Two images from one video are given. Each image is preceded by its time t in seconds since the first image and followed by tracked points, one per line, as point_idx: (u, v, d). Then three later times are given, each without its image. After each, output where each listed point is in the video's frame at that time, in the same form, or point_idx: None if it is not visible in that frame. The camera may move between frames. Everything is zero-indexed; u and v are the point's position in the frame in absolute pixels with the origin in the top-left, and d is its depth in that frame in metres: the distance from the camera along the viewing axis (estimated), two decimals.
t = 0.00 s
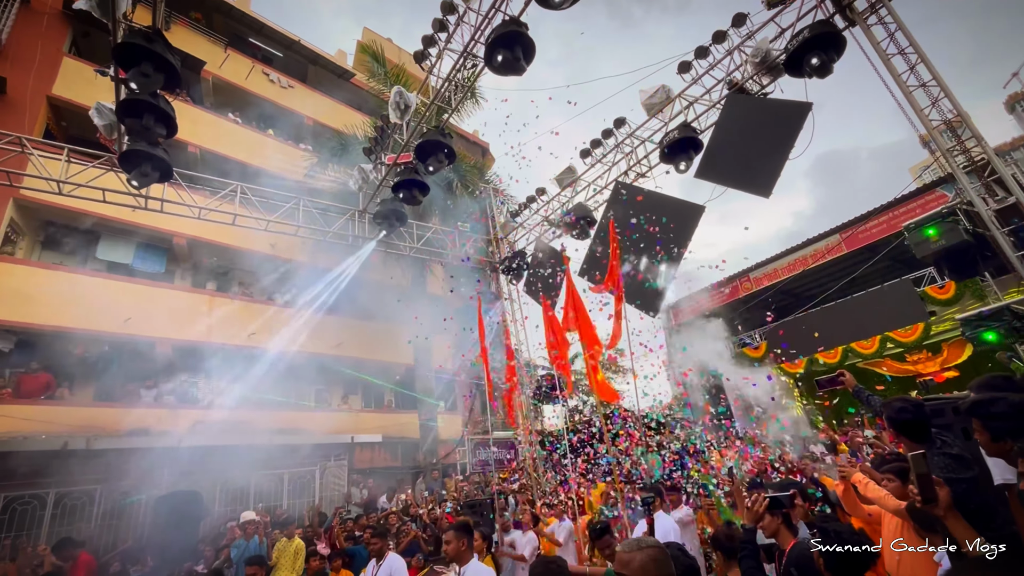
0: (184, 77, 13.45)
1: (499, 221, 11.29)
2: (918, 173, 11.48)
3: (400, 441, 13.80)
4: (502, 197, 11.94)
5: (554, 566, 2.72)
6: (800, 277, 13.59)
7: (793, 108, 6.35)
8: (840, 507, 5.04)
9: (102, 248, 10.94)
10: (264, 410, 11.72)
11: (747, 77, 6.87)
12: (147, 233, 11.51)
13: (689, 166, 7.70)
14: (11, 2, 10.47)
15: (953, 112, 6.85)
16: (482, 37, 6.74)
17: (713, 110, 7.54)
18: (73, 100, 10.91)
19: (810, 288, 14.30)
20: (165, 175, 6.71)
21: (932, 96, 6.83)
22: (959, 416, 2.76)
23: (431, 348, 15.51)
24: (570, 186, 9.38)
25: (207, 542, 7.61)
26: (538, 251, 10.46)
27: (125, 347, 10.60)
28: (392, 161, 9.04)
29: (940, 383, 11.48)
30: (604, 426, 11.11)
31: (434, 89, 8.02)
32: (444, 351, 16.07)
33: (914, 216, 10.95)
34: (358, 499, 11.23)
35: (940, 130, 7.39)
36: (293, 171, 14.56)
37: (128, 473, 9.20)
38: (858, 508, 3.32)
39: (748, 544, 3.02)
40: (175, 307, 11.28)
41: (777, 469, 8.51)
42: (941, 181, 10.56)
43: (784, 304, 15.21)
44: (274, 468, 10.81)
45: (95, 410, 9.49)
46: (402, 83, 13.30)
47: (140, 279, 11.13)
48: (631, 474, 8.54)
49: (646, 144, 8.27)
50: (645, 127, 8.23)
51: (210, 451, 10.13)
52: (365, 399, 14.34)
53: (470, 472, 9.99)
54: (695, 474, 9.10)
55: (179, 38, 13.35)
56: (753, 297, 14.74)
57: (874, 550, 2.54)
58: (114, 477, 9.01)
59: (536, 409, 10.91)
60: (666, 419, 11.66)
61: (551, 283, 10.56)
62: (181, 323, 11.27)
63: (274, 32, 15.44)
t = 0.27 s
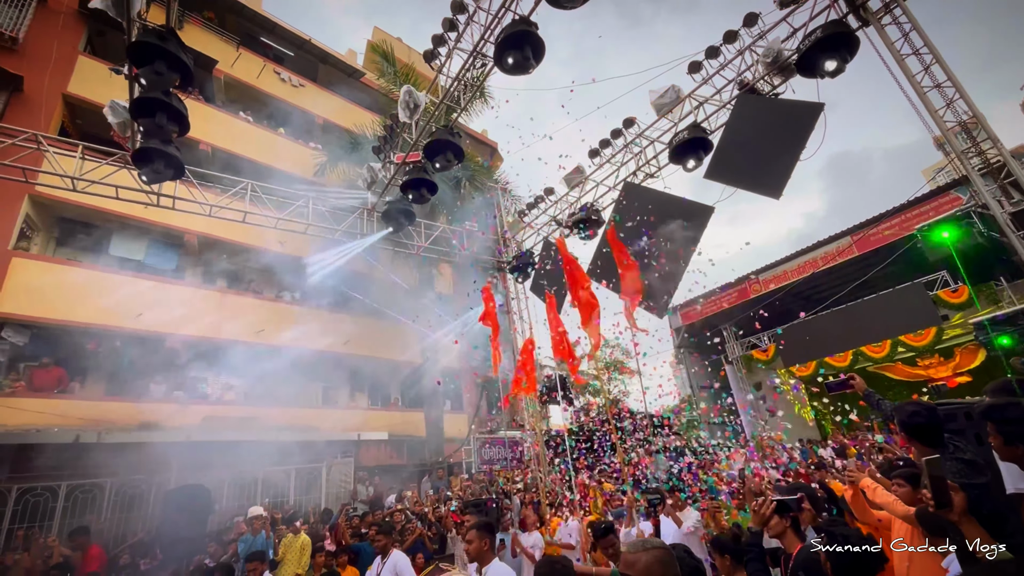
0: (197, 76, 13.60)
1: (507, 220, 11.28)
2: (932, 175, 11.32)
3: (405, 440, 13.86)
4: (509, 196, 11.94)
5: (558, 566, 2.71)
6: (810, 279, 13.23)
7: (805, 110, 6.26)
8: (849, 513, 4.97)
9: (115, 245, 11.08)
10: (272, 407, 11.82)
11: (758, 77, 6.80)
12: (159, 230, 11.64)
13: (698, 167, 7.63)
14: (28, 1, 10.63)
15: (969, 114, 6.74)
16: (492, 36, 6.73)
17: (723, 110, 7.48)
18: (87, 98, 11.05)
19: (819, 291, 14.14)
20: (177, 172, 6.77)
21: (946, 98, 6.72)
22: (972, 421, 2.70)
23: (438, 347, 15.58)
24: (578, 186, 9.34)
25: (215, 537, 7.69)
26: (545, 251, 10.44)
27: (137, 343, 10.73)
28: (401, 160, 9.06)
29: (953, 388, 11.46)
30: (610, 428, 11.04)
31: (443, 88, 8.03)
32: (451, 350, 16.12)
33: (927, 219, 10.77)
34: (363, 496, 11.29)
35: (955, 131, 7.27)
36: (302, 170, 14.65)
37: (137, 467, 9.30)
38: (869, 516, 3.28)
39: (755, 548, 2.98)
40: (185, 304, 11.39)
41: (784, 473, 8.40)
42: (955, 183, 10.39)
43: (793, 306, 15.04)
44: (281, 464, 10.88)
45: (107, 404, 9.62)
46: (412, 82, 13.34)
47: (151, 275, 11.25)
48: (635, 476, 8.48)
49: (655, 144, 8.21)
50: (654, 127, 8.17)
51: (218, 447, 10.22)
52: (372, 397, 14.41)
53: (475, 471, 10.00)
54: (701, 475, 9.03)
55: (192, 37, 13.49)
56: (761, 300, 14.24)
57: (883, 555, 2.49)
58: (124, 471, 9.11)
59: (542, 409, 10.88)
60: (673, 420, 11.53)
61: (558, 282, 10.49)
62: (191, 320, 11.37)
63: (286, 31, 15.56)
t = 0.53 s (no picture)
0: (211, 75, 13.76)
1: (516, 220, 11.24)
2: (949, 178, 11.10)
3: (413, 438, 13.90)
4: (519, 196, 11.92)
5: (568, 566, 2.68)
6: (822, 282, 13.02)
7: (819, 110, 6.17)
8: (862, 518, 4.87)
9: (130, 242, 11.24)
10: (281, 404, 11.92)
11: (772, 77, 6.69)
12: (172, 227, 11.79)
13: (709, 167, 7.54)
14: (46, 2, 10.82)
15: (987, 115, 6.58)
16: (503, 36, 6.70)
17: (735, 111, 7.38)
18: (104, 97, 11.22)
19: (832, 293, 13.95)
20: (190, 171, 6.84)
21: (965, 98, 6.56)
22: (990, 428, 2.60)
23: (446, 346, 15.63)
24: (587, 186, 9.28)
25: (223, 533, 7.76)
26: (554, 252, 10.39)
27: (149, 339, 10.88)
28: (411, 160, 9.07)
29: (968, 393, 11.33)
30: (618, 430, 10.96)
31: (453, 88, 8.03)
32: (459, 349, 16.15)
33: (944, 222, 10.55)
34: (371, 494, 11.34)
35: (973, 133, 7.11)
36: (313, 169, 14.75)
37: (149, 462, 9.42)
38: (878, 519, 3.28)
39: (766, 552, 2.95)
40: (197, 301, 11.53)
41: (796, 477, 8.25)
42: (973, 186, 10.18)
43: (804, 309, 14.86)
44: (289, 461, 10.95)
45: (120, 399, 9.76)
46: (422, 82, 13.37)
47: (164, 272, 11.39)
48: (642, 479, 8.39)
49: (666, 145, 8.13)
50: (665, 127, 8.09)
51: (228, 442, 10.32)
52: (380, 395, 14.46)
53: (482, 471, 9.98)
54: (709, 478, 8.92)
55: (206, 38, 13.64)
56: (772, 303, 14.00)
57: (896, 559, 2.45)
58: (136, 465, 9.22)
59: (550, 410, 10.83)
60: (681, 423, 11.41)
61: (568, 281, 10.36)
62: (202, 317, 11.48)
63: (298, 32, 15.69)
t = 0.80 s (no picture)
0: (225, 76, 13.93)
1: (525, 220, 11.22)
2: (967, 180, 10.89)
3: (421, 437, 13.94)
4: (528, 197, 11.91)
5: (577, 568, 2.65)
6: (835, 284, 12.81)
7: (833, 112, 6.09)
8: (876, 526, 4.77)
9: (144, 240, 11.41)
10: (291, 402, 12.01)
11: (785, 78, 6.60)
12: (186, 225, 11.94)
13: (720, 168, 7.45)
14: (66, 4, 11.02)
15: (1007, 116, 6.42)
16: (514, 37, 6.69)
17: (747, 112, 7.29)
18: (120, 97, 11.41)
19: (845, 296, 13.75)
20: (204, 170, 6.92)
21: (983, 99, 6.41)
22: (1005, 436, 2.49)
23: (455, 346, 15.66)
24: (597, 187, 9.24)
25: (233, 528, 7.82)
26: (563, 253, 10.35)
27: (163, 335, 11.02)
28: (422, 160, 9.09)
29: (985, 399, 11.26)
30: (625, 432, 10.88)
31: (464, 89, 8.03)
32: (468, 349, 16.17)
33: (961, 225, 10.34)
34: (379, 492, 11.37)
35: (993, 135, 6.94)
36: (324, 169, 14.86)
37: (161, 456, 9.54)
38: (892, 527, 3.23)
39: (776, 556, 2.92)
40: (211, 299, 11.67)
41: (807, 482, 8.14)
42: (992, 188, 9.99)
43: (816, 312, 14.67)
44: (298, 458, 11.01)
45: (134, 394, 9.91)
46: (433, 83, 13.41)
47: (177, 269, 11.54)
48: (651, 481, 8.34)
49: (677, 146, 8.06)
50: (676, 128, 8.02)
51: (239, 439, 10.42)
52: (388, 394, 14.50)
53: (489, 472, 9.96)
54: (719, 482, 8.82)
55: (221, 38, 13.81)
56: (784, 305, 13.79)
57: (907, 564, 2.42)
58: (148, 459, 9.33)
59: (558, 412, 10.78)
60: (690, 426, 11.31)
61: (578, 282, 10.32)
62: (214, 314, 11.61)
63: (311, 33, 15.82)
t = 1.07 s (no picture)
0: (239, 77, 14.08)
1: (535, 221, 11.19)
2: (984, 184, 10.68)
3: (429, 437, 14.00)
4: (537, 198, 11.89)
5: (584, 569, 2.63)
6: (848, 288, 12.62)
7: (847, 113, 5.98)
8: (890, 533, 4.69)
9: (159, 238, 11.57)
10: (301, 400, 12.10)
11: (798, 79, 6.52)
12: (199, 224, 12.07)
13: (732, 170, 7.37)
14: (84, 5, 11.21)
15: None
16: (525, 38, 6.68)
17: (760, 113, 7.21)
18: (136, 97, 11.58)
19: (857, 300, 13.55)
20: (217, 169, 6.99)
21: (1003, 101, 6.28)
22: None
23: (463, 347, 15.68)
24: (607, 189, 9.19)
25: (243, 524, 7.89)
26: (572, 253, 10.29)
27: (175, 333, 11.16)
28: (431, 161, 9.11)
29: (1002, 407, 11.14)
30: (634, 435, 10.78)
31: (475, 89, 8.03)
32: (476, 349, 16.30)
33: (978, 229, 10.14)
34: (386, 491, 11.44)
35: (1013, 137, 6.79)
36: (335, 169, 14.96)
37: (173, 450, 9.66)
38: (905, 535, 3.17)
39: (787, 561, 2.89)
40: (225, 297, 11.84)
41: (817, 487, 8.02)
42: (1011, 192, 9.78)
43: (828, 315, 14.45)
44: (307, 455, 11.07)
45: (147, 391, 10.05)
46: (443, 84, 13.45)
47: (189, 268, 11.68)
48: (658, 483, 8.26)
49: (688, 147, 7.99)
50: (687, 130, 7.95)
51: (247, 436, 10.49)
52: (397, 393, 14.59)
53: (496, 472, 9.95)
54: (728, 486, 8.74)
55: (235, 39, 13.97)
56: (796, 308, 13.60)
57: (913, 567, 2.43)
58: (159, 454, 9.44)
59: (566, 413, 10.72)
60: (699, 431, 11.20)
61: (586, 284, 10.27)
62: (225, 312, 11.74)
63: (324, 34, 15.94)
